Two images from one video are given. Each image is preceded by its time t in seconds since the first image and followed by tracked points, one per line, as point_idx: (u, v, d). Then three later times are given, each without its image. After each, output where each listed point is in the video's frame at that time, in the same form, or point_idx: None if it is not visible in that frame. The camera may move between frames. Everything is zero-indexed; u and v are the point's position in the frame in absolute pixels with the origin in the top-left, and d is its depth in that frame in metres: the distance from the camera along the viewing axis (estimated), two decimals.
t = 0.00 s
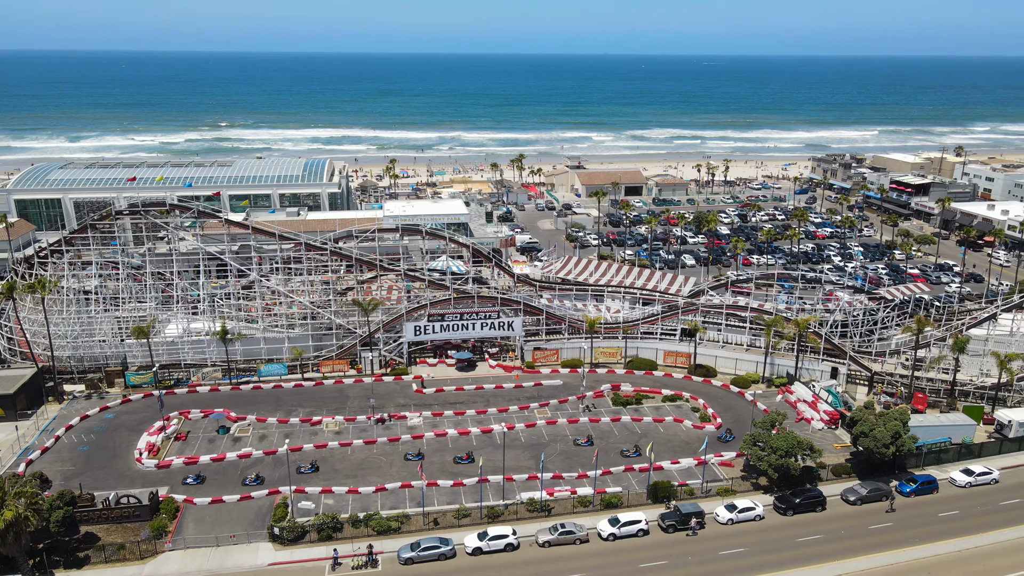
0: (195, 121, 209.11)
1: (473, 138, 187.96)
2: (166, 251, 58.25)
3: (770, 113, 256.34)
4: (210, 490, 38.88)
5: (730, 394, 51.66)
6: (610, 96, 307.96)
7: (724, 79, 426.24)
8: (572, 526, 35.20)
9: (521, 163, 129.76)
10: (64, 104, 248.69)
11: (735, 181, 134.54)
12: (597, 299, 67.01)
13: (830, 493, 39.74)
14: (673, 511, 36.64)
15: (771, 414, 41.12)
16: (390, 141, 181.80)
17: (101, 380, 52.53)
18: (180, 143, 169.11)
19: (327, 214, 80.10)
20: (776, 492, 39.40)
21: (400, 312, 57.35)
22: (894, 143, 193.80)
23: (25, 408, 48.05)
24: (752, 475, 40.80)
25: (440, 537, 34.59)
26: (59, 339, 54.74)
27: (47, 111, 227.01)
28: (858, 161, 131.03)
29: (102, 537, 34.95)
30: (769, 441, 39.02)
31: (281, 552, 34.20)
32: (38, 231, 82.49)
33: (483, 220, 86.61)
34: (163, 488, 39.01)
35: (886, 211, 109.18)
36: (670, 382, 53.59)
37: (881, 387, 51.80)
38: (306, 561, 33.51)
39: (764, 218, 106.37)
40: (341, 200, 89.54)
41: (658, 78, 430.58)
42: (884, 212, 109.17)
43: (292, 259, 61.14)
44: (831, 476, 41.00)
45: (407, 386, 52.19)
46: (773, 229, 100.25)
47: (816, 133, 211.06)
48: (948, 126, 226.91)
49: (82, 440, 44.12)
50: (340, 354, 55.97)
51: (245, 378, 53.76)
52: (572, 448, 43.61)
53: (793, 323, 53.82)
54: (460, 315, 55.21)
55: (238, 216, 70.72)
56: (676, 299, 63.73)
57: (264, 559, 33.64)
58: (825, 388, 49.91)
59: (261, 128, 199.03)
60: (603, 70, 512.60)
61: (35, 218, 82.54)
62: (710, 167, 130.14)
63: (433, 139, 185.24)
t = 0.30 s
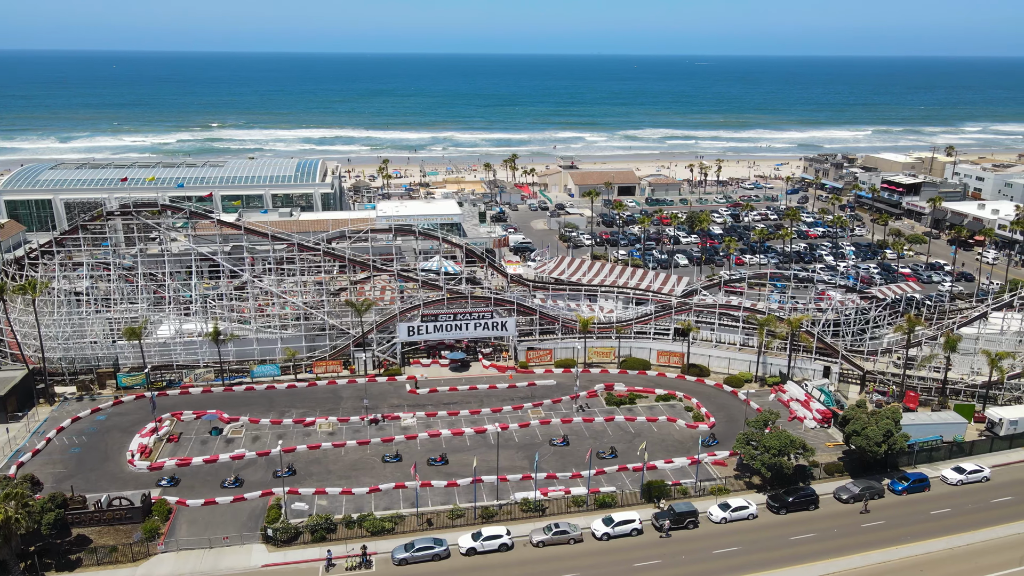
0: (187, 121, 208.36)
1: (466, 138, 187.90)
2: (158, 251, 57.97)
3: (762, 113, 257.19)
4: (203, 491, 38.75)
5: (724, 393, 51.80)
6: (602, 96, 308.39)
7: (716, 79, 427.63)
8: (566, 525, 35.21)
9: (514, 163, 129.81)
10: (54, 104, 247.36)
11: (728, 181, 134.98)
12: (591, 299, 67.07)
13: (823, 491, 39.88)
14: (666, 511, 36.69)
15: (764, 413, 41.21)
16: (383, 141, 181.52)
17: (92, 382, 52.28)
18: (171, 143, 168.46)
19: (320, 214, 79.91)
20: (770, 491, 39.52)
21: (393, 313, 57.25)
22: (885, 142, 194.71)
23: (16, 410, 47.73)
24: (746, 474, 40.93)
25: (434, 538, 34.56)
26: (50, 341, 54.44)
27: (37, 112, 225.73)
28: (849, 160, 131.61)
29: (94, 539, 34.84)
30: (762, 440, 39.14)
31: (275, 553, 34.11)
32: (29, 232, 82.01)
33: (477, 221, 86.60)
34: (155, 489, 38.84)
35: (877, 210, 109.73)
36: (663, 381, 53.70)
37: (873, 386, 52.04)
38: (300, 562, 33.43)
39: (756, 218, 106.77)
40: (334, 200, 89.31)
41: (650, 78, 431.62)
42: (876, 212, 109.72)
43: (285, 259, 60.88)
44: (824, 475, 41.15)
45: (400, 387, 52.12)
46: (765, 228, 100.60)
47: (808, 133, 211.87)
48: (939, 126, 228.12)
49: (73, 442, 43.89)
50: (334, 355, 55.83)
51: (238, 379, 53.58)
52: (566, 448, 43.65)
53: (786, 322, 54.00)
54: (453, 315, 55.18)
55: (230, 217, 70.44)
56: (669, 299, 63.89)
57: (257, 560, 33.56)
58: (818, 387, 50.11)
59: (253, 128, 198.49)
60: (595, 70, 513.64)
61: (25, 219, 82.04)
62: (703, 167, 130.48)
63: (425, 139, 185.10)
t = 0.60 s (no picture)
0: (179, 122, 207.65)
1: (459, 139, 187.79)
2: (149, 252, 57.70)
3: (754, 113, 258.13)
4: (196, 493, 38.57)
5: (717, 393, 51.94)
6: (595, 96, 308.72)
7: (708, 80, 428.93)
8: (560, 525, 35.22)
9: (507, 163, 129.79)
10: (44, 104, 245.87)
11: (720, 181, 135.42)
12: (584, 298, 67.16)
13: (815, 490, 40.04)
14: (660, 509, 36.76)
15: (757, 412, 41.31)
16: (376, 141, 181.32)
17: (84, 384, 52.00)
18: (163, 144, 167.69)
19: (313, 215, 79.72)
20: (763, 489, 39.65)
21: (386, 313, 57.14)
22: (877, 142, 195.62)
23: (7, 412, 47.47)
24: (739, 473, 41.08)
25: (428, 539, 34.51)
26: (41, 342, 54.14)
27: (26, 112, 224.21)
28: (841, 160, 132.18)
29: (86, 542, 34.68)
30: (755, 439, 39.26)
31: (268, 554, 34.00)
32: (19, 233, 81.49)
33: (470, 221, 86.54)
34: (147, 491, 38.67)
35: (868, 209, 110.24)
36: (656, 381, 53.80)
37: (865, 385, 52.32)
38: (293, 564, 33.36)
39: (749, 217, 107.21)
40: (327, 200, 89.17)
41: (642, 78, 432.61)
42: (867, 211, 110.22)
43: (277, 260, 60.70)
44: (817, 473, 41.31)
45: (394, 387, 52.05)
46: (758, 228, 100.94)
47: (800, 133, 212.73)
48: (930, 126, 229.26)
49: (65, 443, 43.66)
50: (327, 356, 55.72)
51: (231, 380, 53.42)
52: (560, 447, 43.69)
53: (778, 321, 54.19)
54: (447, 315, 55.18)
55: (222, 217, 70.16)
56: (662, 299, 64.04)
57: (251, 562, 33.45)
58: (811, 386, 50.29)
59: (244, 128, 197.84)
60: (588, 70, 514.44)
61: (15, 219, 81.51)
62: (695, 167, 130.84)
63: (418, 140, 184.91)
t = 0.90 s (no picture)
0: (170, 122, 206.84)
1: (452, 139, 187.60)
2: (141, 253, 57.44)
3: (747, 113, 258.90)
4: (189, 495, 38.40)
5: (710, 392, 52.09)
6: (588, 96, 308.92)
7: (701, 80, 429.95)
8: (554, 525, 35.23)
9: (500, 164, 129.82)
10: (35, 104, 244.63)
11: (713, 181, 135.76)
12: (577, 298, 67.19)
13: (808, 488, 40.19)
14: (654, 509, 36.84)
15: (750, 411, 41.44)
16: (368, 141, 180.88)
17: (75, 386, 51.70)
18: (154, 144, 167.00)
19: (305, 215, 79.46)
20: (756, 488, 39.77)
21: (379, 313, 57.02)
22: (868, 142, 196.38)
23: None
24: (732, 472, 41.19)
25: (422, 539, 34.47)
26: (31, 344, 53.82)
27: (16, 112, 222.77)
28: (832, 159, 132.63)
29: (78, 544, 34.54)
30: (748, 438, 39.39)
31: (262, 556, 33.92)
32: (9, 234, 80.97)
33: (463, 221, 86.48)
34: (140, 493, 38.48)
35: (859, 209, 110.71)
36: (649, 381, 53.92)
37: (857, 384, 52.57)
38: (287, 565, 33.28)
39: (742, 217, 107.51)
40: (319, 201, 88.92)
41: (635, 78, 433.27)
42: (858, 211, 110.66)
43: (270, 261, 60.53)
44: (810, 472, 41.46)
45: (388, 388, 51.99)
46: (750, 228, 101.22)
47: (792, 133, 213.39)
48: (921, 126, 230.18)
49: (56, 446, 43.43)
50: (320, 357, 55.62)
51: (224, 381, 53.21)
52: (554, 447, 43.70)
53: (771, 320, 54.36)
54: (440, 316, 55.17)
55: (215, 218, 69.89)
56: (655, 298, 64.14)
57: (244, 564, 33.36)
58: (803, 385, 50.47)
59: (236, 129, 197.01)
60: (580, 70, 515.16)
61: (5, 221, 81.02)
62: (688, 167, 131.09)
63: (411, 140, 184.70)
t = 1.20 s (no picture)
0: (162, 123, 206.03)
1: (445, 139, 187.52)
2: (133, 254, 57.12)
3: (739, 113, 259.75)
4: (181, 497, 38.25)
5: (703, 391, 52.22)
6: (581, 96, 309.24)
7: (693, 80, 431.17)
8: (548, 525, 35.25)
9: (494, 164, 129.85)
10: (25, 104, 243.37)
11: (706, 181, 136.17)
12: (570, 298, 67.22)
13: (801, 487, 40.34)
14: (647, 509, 36.91)
15: (743, 410, 41.53)
16: (361, 142, 180.52)
17: (67, 388, 51.35)
18: (146, 145, 166.28)
19: (298, 216, 79.24)
20: (749, 487, 39.90)
21: (373, 314, 56.88)
22: (860, 142, 197.23)
23: None
24: (726, 472, 41.28)
25: (416, 540, 34.42)
26: (22, 346, 53.52)
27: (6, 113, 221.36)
28: (824, 159, 133.17)
29: (69, 547, 34.34)
30: (742, 437, 39.51)
31: (255, 558, 33.82)
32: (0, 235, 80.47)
33: (456, 221, 86.46)
34: (132, 496, 38.29)
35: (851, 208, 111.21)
36: (643, 380, 54.01)
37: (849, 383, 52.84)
38: (281, 566, 33.20)
39: (734, 217, 107.85)
40: (312, 201, 88.70)
41: (628, 79, 434.19)
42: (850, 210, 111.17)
43: (263, 261, 60.32)
44: (803, 471, 41.63)
45: (381, 389, 51.90)
46: (742, 227, 101.57)
47: (784, 133, 214.15)
48: (912, 126, 231.21)
49: (47, 448, 43.19)
50: (313, 357, 55.50)
51: (216, 382, 53.01)
52: (548, 447, 43.72)
53: (763, 320, 54.55)
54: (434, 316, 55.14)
55: (207, 219, 69.64)
56: (648, 298, 64.25)
57: (237, 565, 33.28)
58: (796, 384, 50.65)
59: (228, 129, 196.25)
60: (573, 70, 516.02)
61: None
62: (680, 167, 131.44)
63: (404, 141, 184.55)
